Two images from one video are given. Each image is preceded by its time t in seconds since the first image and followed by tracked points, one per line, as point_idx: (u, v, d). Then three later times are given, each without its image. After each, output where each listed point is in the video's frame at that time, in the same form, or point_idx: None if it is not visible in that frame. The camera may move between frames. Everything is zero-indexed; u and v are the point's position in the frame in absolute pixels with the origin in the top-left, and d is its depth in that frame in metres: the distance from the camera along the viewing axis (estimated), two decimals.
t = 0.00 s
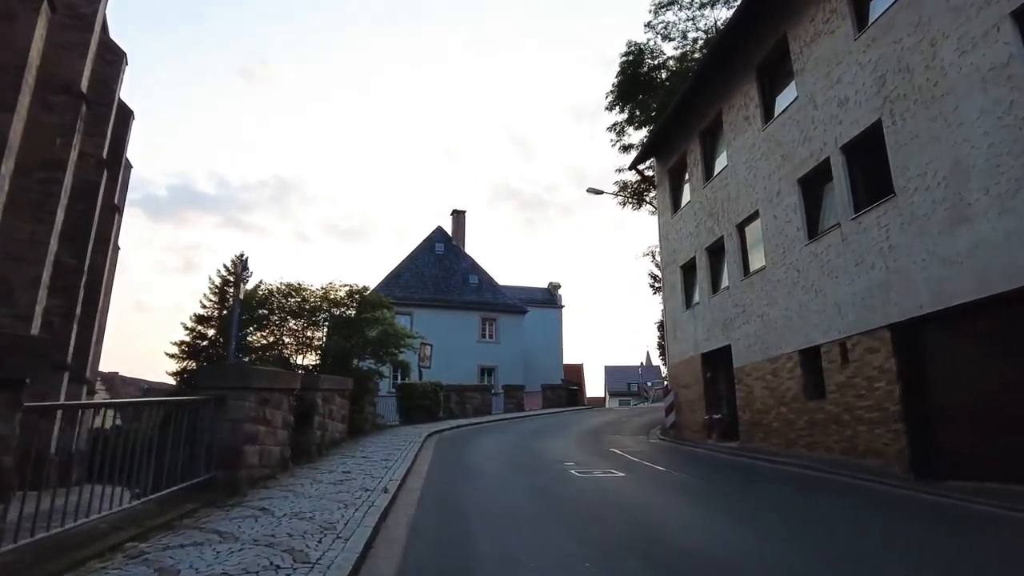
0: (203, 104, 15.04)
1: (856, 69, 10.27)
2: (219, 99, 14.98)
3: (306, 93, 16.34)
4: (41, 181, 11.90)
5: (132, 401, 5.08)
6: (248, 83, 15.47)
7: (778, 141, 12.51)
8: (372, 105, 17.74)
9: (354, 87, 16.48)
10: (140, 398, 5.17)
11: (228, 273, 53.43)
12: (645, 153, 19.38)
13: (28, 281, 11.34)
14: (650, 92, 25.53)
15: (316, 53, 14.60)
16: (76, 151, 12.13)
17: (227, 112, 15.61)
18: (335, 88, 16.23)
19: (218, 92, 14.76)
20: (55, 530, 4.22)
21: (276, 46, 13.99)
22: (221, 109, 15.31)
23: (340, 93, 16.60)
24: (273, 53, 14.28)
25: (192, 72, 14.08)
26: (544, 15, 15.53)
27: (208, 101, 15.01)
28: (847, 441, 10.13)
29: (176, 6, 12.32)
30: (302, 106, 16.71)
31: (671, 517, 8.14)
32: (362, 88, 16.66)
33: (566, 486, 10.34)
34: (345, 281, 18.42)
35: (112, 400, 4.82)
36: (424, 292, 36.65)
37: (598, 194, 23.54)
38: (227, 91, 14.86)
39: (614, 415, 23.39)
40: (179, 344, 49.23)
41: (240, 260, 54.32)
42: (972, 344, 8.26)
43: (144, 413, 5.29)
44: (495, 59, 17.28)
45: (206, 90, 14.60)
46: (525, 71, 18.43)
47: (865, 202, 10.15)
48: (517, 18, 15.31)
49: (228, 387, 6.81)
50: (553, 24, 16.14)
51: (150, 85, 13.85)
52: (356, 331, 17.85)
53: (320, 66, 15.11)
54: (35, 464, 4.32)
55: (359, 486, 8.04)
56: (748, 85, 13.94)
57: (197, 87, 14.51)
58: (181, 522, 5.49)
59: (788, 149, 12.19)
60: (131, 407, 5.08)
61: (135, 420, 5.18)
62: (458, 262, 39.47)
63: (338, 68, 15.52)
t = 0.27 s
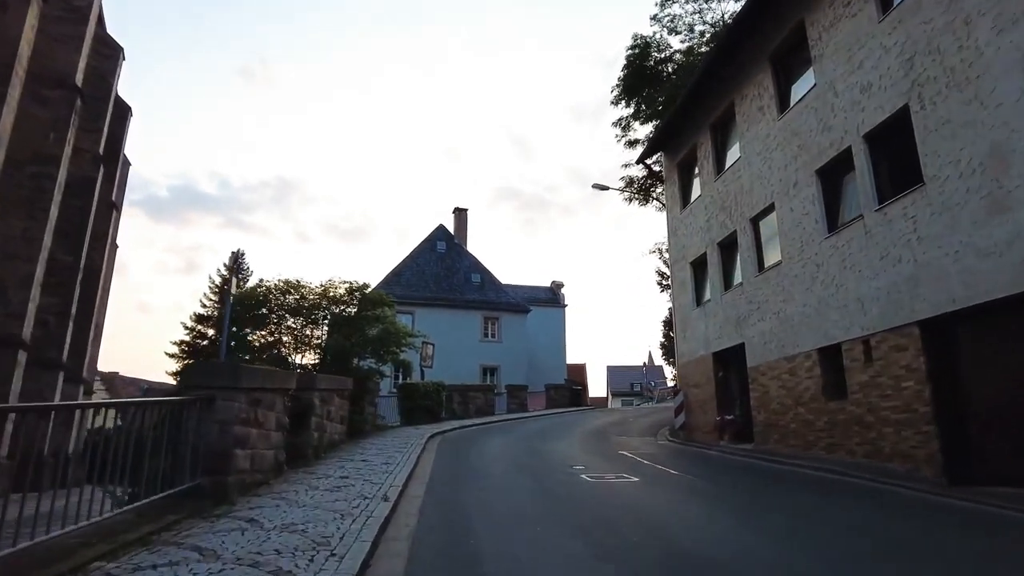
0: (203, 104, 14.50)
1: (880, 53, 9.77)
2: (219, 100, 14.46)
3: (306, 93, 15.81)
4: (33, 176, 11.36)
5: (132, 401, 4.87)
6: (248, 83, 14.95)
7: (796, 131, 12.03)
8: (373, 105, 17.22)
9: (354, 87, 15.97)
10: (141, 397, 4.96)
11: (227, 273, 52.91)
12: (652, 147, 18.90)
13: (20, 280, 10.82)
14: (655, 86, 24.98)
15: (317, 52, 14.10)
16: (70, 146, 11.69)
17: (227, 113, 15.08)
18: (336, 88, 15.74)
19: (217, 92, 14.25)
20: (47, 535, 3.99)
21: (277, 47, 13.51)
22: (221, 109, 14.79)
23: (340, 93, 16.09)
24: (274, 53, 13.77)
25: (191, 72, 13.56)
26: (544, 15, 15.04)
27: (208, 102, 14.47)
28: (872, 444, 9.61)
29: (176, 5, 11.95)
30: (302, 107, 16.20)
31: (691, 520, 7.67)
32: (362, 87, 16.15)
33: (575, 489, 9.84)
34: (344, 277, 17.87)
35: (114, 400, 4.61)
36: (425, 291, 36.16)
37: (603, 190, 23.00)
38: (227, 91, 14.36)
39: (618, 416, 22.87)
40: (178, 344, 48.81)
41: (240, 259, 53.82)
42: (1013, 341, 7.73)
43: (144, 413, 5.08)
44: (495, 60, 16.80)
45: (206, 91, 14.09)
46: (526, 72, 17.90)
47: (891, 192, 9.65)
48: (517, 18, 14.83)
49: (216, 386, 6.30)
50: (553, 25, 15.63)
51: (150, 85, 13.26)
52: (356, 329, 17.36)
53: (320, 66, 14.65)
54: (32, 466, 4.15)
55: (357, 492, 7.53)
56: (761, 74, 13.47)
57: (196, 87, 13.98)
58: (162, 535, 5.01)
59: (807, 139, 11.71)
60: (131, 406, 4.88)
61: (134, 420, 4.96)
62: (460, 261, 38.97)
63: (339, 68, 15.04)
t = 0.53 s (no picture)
0: (203, 104, 13.77)
1: (905, 30, 9.22)
2: (220, 100, 13.80)
3: (305, 93, 15.24)
4: (27, 169, 10.72)
5: (130, 397, 4.72)
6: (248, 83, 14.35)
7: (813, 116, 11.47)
8: (374, 104, 16.71)
9: (355, 87, 15.46)
10: (139, 394, 4.81)
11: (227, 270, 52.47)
12: (659, 137, 18.37)
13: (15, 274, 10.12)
14: (660, 77, 24.40)
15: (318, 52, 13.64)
16: (63, 138, 11.12)
17: (227, 113, 14.41)
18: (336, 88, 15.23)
19: (217, 93, 13.55)
20: (42, 535, 3.86)
21: (278, 46, 12.98)
22: (221, 111, 14.09)
23: (340, 94, 15.55)
24: (274, 53, 13.29)
25: (191, 73, 12.82)
26: (544, 15, 14.54)
27: (208, 103, 13.74)
28: (897, 442, 9.10)
29: (177, 5, 11.31)
30: (301, 108, 15.63)
31: (713, 520, 7.21)
32: (362, 88, 15.62)
33: (584, 489, 9.33)
34: (342, 271, 17.29)
35: (110, 396, 4.45)
36: (426, 287, 35.66)
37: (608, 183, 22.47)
38: (227, 91, 13.68)
39: (622, 414, 22.40)
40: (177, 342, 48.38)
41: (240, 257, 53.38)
42: None
43: (143, 410, 4.92)
44: (495, 60, 16.27)
45: (206, 91, 13.37)
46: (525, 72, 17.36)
47: (917, 177, 9.10)
48: (517, 18, 14.33)
49: (200, 381, 5.77)
50: (552, 25, 15.10)
51: (149, 85, 12.63)
52: (354, 324, 16.81)
53: (320, 66, 14.13)
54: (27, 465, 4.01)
55: (352, 497, 7.00)
56: (775, 59, 12.95)
57: (196, 88, 13.22)
58: (133, 544, 4.54)
59: (825, 123, 11.14)
60: (130, 403, 4.73)
61: (132, 417, 4.81)
62: (461, 257, 38.45)
63: (340, 66, 14.51)
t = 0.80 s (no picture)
0: (203, 103, 13.38)
1: (935, 7, 8.69)
2: (220, 100, 13.42)
3: (306, 92, 14.65)
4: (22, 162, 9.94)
5: (130, 395, 4.60)
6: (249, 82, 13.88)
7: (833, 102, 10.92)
8: (374, 103, 16.06)
9: (357, 87, 14.88)
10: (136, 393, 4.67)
11: (226, 267, 52.04)
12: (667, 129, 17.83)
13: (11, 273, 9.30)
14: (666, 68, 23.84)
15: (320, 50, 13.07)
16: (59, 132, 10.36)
17: (226, 113, 14.02)
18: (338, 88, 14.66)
19: (218, 92, 13.15)
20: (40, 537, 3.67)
21: (278, 45, 12.46)
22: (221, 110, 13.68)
23: (342, 94, 14.96)
24: (275, 53, 12.78)
25: (191, 72, 12.42)
26: (544, 14, 14.07)
27: (208, 101, 13.33)
28: (925, 444, 8.60)
29: (177, 3, 11.00)
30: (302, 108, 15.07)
31: (724, 521, 6.77)
32: (363, 88, 14.98)
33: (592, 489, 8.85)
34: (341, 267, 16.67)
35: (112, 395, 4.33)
36: (427, 284, 35.16)
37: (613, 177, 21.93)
38: (227, 91, 13.31)
39: (627, 414, 21.91)
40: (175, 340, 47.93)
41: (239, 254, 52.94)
42: None
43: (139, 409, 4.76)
44: (494, 60, 15.79)
45: (206, 91, 12.95)
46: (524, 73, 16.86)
47: (948, 163, 8.58)
48: (517, 17, 13.88)
49: (180, 382, 5.25)
50: (553, 24, 14.58)
51: (149, 84, 12.25)
52: (353, 322, 16.21)
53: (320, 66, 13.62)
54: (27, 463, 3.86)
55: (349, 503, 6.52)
56: (790, 45, 12.42)
57: (196, 87, 12.82)
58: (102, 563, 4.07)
59: (846, 109, 10.60)
60: (129, 402, 4.59)
61: (129, 417, 4.64)
62: (462, 254, 37.93)
63: (341, 65, 13.91)
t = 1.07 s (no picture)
0: (203, 104, 12.98)
1: None
2: (219, 100, 12.90)
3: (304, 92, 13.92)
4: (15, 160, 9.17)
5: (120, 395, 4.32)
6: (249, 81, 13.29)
7: (855, 85, 10.36)
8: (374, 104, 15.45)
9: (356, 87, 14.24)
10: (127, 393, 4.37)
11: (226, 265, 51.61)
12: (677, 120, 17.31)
13: None
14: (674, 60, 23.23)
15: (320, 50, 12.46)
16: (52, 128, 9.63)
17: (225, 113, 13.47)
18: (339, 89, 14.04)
19: (218, 93, 12.71)
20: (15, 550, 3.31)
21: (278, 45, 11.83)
22: (222, 111, 13.28)
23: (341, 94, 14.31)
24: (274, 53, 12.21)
25: (191, 73, 12.00)
26: (544, 15, 13.58)
27: (208, 103, 12.97)
28: (960, 446, 8.08)
29: (178, 5, 10.42)
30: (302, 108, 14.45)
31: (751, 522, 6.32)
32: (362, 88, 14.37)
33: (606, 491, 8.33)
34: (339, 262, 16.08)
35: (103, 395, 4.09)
36: (429, 283, 34.64)
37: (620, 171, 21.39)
38: (227, 91, 12.81)
39: (634, 413, 21.41)
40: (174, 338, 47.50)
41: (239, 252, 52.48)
42: None
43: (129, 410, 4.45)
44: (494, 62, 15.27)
45: (206, 91, 12.56)
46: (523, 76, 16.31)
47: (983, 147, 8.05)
48: (516, 18, 13.40)
49: (155, 380, 4.73)
50: (553, 25, 14.10)
51: (149, 86, 11.90)
52: (352, 318, 15.73)
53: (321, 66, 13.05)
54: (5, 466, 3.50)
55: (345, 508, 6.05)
56: (808, 29, 11.89)
57: (196, 88, 12.44)
58: None
59: (867, 94, 10.05)
60: (118, 401, 4.31)
61: (118, 418, 4.34)
62: (464, 252, 37.39)
63: (343, 64, 13.31)
